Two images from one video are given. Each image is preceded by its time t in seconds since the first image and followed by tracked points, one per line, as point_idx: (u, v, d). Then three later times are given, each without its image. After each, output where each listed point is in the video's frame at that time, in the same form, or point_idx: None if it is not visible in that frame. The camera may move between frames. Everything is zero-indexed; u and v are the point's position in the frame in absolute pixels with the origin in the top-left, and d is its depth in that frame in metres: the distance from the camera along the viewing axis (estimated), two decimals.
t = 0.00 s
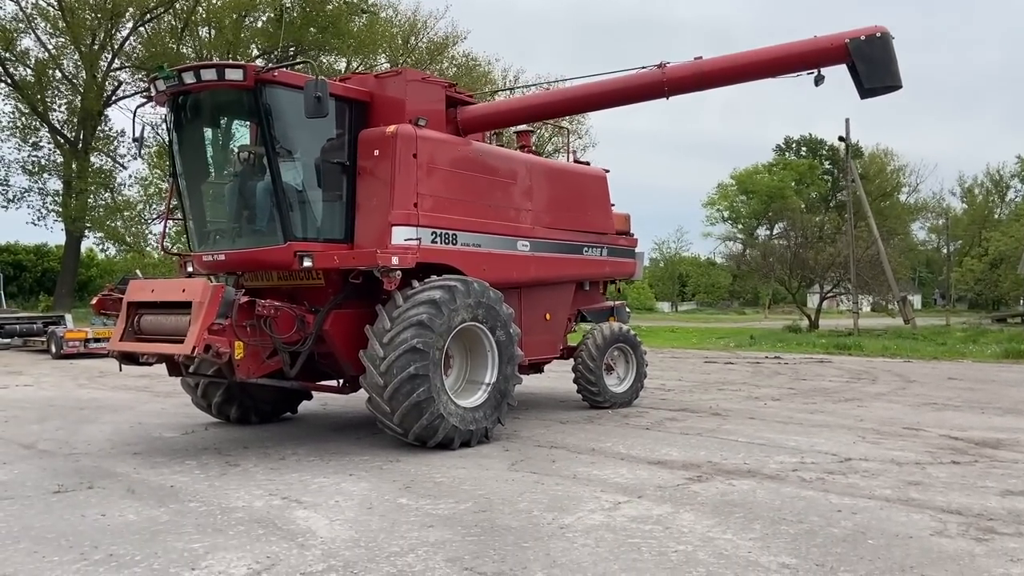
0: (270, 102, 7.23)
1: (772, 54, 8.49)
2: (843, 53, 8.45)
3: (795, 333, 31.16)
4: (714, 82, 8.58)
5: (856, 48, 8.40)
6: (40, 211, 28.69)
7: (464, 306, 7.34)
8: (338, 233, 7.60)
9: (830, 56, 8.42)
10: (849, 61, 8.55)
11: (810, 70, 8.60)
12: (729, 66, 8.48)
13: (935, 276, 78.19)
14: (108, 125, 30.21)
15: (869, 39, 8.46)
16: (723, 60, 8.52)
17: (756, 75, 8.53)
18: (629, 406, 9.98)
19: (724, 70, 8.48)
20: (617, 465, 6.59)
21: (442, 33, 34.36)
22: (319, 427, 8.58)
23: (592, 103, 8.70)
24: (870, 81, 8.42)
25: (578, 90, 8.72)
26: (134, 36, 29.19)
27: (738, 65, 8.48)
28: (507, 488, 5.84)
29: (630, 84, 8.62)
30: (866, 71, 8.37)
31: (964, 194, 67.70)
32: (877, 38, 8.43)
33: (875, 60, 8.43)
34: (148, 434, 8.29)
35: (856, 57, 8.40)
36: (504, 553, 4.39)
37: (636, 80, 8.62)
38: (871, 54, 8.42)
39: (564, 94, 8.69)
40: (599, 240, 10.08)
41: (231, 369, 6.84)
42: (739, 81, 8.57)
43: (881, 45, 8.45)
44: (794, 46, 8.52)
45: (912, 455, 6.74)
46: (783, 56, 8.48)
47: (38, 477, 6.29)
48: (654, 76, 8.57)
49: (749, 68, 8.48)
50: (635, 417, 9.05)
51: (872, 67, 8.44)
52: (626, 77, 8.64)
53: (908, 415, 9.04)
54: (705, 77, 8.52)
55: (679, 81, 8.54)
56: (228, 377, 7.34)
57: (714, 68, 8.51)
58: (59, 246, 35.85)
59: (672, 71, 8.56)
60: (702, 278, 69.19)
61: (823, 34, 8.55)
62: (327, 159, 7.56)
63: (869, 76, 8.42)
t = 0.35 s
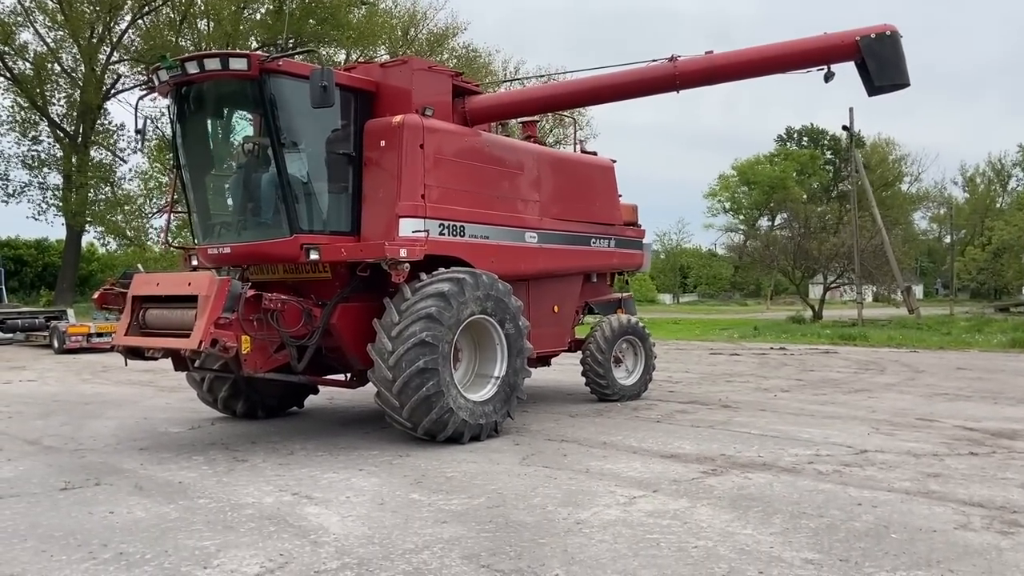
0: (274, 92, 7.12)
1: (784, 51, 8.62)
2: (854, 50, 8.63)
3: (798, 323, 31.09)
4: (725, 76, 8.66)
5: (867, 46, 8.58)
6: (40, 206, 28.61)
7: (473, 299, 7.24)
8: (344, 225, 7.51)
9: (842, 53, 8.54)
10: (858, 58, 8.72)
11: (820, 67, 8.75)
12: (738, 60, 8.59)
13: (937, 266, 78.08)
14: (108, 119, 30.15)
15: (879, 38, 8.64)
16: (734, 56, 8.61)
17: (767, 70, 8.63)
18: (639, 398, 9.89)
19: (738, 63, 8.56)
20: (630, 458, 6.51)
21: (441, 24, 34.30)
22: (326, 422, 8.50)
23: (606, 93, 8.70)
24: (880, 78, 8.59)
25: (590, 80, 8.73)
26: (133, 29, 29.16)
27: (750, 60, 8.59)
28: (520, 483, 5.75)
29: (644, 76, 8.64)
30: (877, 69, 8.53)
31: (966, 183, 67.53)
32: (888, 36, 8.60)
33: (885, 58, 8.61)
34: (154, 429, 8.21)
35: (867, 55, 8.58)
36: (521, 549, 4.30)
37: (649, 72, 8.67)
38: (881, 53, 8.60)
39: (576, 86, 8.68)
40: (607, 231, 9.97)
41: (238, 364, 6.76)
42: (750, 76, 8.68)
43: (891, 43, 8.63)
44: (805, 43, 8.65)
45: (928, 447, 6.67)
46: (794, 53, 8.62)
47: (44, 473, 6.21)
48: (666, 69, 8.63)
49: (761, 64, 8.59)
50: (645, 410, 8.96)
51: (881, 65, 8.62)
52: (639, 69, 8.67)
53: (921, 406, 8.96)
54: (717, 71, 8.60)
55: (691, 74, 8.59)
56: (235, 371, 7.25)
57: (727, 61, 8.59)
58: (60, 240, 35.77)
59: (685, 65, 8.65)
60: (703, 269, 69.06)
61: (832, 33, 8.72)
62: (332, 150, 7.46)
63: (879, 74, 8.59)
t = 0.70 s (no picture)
0: (281, 88, 7.05)
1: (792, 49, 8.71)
2: (861, 50, 8.74)
3: (801, 317, 31.03)
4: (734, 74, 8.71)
5: (874, 46, 8.69)
6: (40, 207, 28.55)
7: (482, 294, 7.17)
8: (352, 222, 7.44)
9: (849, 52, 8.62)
10: (864, 59, 8.83)
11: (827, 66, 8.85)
12: (747, 57, 8.65)
13: (937, 258, 78.07)
14: (106, 119, 30.10)
15: (886, 38, 8.75)
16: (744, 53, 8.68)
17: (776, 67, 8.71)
18: (648, 393, 9.82)
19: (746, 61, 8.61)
20: (646, 454, 6.44)
21: (438, 21, 34.34)
22: (335, 420, 8.44)
23: (615, 90, 8.71)
24: (885, 78, 8.68)
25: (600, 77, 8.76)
26: (130, 29, 29.12)
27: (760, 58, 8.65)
28: (536, 480, 5.70)
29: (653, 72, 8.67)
30: (883, 69, 8.62)
31: (964, 175, 67.51)
32: (893, 36, 8.69)
33: (891, 58, 8.71)
34: (162, 430, 8.15)
35: (874, 55, 8.68)
36: (542, 548, 4.25)
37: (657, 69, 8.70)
38: (887, 53, 8.69)
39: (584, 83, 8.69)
40: (614, 225, 9.89)
41: (248, 362, 6.70)
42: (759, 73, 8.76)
43: (897, 44, 8.73)
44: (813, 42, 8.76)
45: (946, 439, 6.62)
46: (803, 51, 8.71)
47: (54, 475, 6.15)
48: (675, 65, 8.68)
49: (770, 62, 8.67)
50: (655, 405, 8.91)
51: (888, 65, 8.71)
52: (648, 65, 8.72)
53: (934, 399, 8.91)
54: (727, 69, 8.66)
55: (701, 71, 8.63)
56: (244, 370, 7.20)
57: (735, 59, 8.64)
58: (59, 241, 35.72)
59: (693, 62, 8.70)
60: (704, 264, 68.96)
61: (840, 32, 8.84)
62: (339, 146, 7.38)
63: (885, 74, 8.69)
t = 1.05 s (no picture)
0: (288, 87, 6.93)
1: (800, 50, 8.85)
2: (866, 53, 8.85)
3: (801, 312, 30.91)
4: (744, 75, 8.84)
5: (880, 50, 8.82)
6: (34, 212, 28.38)
7: (496, 295, 7.08)
8: (362, 223, 7.33)
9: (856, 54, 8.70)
10: (868, 61, 8.95)
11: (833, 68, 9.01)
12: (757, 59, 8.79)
13: (933, 252, 78.12)
14: (99, 122, 29.90)
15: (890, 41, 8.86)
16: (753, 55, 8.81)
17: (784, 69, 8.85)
18: (659, 392, 9.73)
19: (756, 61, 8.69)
20: (665, 455, 6.35)
21: (433, 20, 34.23)
22: (345, 424, 8.34)
23: (627, 88, 8.73)
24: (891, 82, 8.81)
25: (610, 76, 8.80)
26: (122, 31, 28.91)
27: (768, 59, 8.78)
28: (557, 483, 5.61)
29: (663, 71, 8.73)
30: (888, 73, 8.75)
31: (959, 168, 67.54)
32: (898, 40, 8.82)
33: (895, 62, 8.84)
34: (169, 436, 8.03)
35: (879, 59, 8.79)
36: (572, 553, 4.16)
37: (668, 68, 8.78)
38: (892, 57, 8.82)
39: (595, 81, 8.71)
40: (623, 223, 9.80)
41: (259, 367, 6.60)
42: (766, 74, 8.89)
43: (901, 47, 8.86)
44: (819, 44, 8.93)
45: (966, 435, 6.53)
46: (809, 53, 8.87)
47: (64, 485, 6.05)
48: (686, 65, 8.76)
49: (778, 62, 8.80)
50: (668, 404, 8.83)
51: (892, 69, 8.86)
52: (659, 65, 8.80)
53: (947, 393, 8.83)
54: (736, 69, 8.78)
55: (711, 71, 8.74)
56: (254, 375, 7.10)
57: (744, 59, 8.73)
58: (53, 246, 35.49)
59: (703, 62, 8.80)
60: (700, 260, 68.89)
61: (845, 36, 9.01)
62: (348, 146, 7.27)
63: (890, 78, 8.82)
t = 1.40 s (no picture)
0: (290, 92, 6.80)
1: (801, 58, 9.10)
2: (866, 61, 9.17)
3: (799, 313, 30.81)
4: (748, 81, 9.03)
5: (879, 58, 9.14)
6: (24, 222, 28.15)
7: (505, 301, 6.95)
8: (367, 230, 7.18)
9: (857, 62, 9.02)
10: (869, 70, 9.27)
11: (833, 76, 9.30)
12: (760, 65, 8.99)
13: (926, 250, 78.28)
14: (89, 131, 29.73)
15: (889, 51, 9.18)
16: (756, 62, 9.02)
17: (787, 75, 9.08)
18: (668, 396, 9.59)
19: (759, 65, 8.87)
20: (682, 462, 6.20)
21: (424, 25, 34.16)
22: (350, 435, 8.16)
23: (632, 92, 8.90)
24: (891, 88, 9.10)
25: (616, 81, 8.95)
26: (112, 39, 28.69)
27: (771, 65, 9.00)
28: (575, 494, 5.46)
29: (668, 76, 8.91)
30: (889, 80, 9.06)
31: (950, 166, 67.74)
32: (896, 50, 9.16)
33: (894, 70, 9.15)
34: (171, 450, 7.85)
35: (879, 66, 9.10)
36: (600, 571, 4.01)
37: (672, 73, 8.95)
38: (892, 65, 9.13)
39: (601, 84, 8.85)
40: (628, 225, 9.68)
41: (265, 379, 6.44)
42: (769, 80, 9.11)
43: (899, 56, 9.18)
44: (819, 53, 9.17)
45: (987, 438, 6.41)
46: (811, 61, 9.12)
47: (66, 503, 5.87)
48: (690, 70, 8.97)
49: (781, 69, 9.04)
50: (677, 409, 8.69)
51: (891, 77, 9.16)
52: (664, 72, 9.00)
53: (960, 394, 8.72)
54: (740, 75, 8.97)
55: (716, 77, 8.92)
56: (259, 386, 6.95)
57: (748, 65, 8.92)
58: (44, 256, 35.19)
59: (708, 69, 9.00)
60: (694, 261, 68.85)
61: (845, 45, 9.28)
62: (352, 152, 7.13)
63: (890, 85, 9.12)
